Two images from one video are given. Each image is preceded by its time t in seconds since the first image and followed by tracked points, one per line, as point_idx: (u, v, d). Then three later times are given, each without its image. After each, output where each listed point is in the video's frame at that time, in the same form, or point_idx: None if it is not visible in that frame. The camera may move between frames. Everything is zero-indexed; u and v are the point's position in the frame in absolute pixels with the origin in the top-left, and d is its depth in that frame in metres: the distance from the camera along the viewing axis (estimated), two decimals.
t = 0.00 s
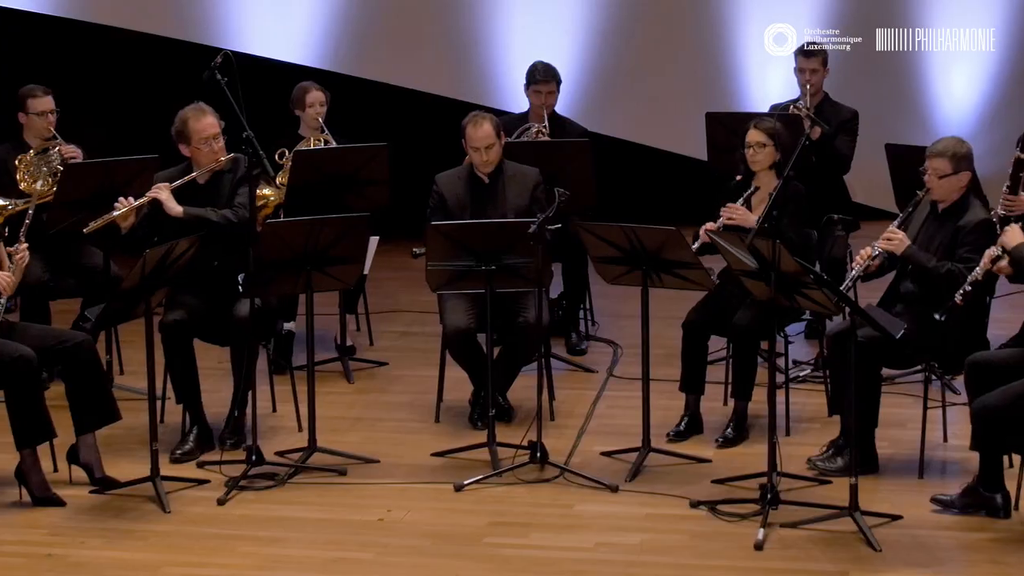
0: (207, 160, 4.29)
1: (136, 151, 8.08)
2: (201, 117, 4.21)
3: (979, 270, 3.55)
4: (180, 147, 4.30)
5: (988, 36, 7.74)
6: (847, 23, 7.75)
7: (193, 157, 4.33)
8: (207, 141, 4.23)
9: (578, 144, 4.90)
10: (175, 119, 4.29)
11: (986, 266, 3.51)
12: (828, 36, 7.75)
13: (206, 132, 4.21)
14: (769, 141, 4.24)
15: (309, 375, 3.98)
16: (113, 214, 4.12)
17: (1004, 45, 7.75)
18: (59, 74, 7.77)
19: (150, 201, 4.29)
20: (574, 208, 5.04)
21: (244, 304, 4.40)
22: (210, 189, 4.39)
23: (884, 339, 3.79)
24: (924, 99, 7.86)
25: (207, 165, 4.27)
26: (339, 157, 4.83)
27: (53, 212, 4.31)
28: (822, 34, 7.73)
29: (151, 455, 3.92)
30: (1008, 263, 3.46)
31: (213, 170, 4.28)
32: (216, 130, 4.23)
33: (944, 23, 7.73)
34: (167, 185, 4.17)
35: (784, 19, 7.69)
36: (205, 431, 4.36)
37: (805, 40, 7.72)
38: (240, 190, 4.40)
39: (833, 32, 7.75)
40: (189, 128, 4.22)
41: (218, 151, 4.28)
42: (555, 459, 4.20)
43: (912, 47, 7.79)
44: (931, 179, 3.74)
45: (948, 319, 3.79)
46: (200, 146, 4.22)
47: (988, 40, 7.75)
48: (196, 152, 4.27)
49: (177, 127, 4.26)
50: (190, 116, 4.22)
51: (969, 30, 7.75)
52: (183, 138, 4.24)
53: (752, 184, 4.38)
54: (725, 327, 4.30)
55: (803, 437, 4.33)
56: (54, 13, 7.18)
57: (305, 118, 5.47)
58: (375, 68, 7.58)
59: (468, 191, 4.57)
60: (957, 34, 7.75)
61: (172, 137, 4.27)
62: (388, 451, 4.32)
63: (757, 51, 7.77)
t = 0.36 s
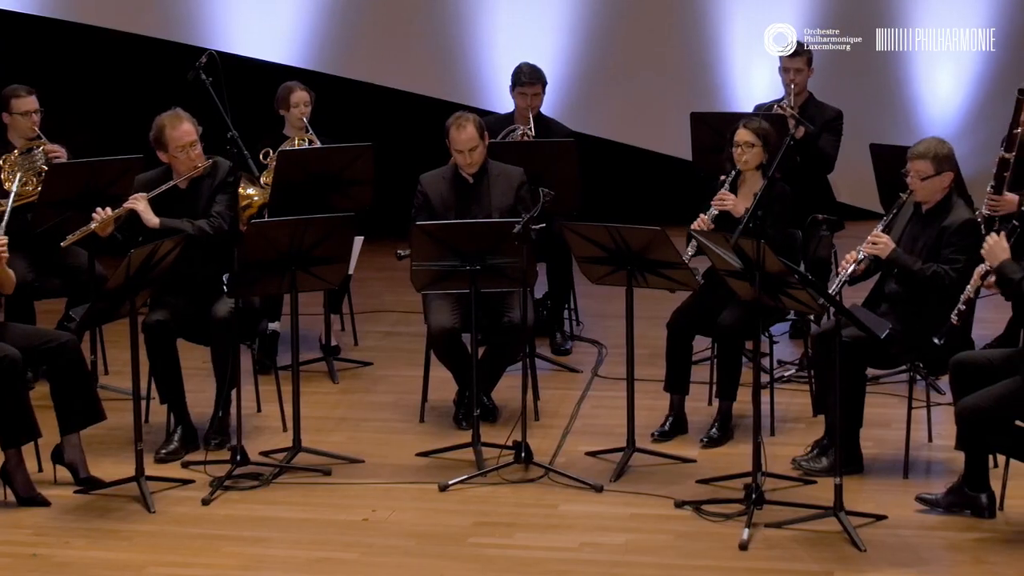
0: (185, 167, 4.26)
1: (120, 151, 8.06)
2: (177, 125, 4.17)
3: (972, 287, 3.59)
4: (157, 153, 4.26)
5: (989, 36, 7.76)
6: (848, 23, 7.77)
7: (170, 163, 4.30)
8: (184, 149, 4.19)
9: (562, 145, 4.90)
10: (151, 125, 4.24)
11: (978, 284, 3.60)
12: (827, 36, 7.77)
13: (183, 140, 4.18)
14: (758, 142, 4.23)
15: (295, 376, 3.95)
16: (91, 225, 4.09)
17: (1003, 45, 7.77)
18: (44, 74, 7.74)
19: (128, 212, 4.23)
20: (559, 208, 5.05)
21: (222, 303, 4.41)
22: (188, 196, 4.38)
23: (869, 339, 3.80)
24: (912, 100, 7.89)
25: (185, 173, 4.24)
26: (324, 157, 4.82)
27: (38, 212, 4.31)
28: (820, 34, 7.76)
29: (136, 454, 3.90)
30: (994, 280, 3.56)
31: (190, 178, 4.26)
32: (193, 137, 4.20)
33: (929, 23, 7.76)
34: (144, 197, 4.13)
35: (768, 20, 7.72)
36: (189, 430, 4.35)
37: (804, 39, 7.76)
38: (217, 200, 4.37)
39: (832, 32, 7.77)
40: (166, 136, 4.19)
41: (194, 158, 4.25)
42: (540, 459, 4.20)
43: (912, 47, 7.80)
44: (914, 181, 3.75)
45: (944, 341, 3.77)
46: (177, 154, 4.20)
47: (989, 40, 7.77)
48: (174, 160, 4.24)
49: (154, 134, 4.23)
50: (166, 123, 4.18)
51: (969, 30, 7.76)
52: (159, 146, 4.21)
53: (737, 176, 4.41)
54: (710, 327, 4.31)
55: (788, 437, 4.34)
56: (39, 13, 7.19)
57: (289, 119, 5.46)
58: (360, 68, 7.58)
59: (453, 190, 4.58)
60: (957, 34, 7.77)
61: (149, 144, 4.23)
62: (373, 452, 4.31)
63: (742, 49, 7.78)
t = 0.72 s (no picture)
0: (163, 170, 4.25)
1: (105, 150, 8.03)
2: (155, 128, 4.15)
3: (960, 301, 3.58)
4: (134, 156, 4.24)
5: (989, 36, 7.78)
6: (847, 23, 7.79)
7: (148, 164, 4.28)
8: (161, 152, 4.18)
9: (547, 144, 4.91)
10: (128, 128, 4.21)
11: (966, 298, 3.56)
12: (827, 36, 7.81)
13: (161, 143, 4.16)
14: (745, 144, 4.24)
15: (280, 375, 3.94)
16: (69, 229, 4.04)
17: (1004, 45, 7.79)
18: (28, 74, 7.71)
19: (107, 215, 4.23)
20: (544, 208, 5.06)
21: (210, 316, 4.40)
22: (169, 197, 4.38)
23: (853, 338, 3.82)
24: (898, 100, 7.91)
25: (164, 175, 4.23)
26: (310, 157, 4.81)
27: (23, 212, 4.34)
28: (820, 34, 7.80)
29: (121, 454, 3.89)
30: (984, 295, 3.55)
31: (169, 180, 4.25)
32: (171, 140, 4.18)
33: (913, 23, 7.77)
34: (122, 201, 4.11)
35: (752, 20, 7.75)
36: (174, 430, 4.34)
37: (804, 39, 7.81)
38: (196, 203, 4.35)
39: (832, 31, 7.80)
40: (143, 140, 4.17)
41: (172, 160, 4.24)
42: (525, 458, 4.21)
43: (913, 47, 7.82)
44: (896, 183, 3.76)
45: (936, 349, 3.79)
46: (154, 157, 4.18)
47: (989, 40, 7.79)
48: (152, 163, 4.23)
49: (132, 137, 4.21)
50: (143, 127, 4.16)
51: (966, 30, 7.78)
52: (137, 149, 4.18)
53: (722, 180, 4.41)
54: (694, 327, 4.32)
55: (772, 437, 4.36)
56: (24, 13, 7.18)
57: (273, 118, 5.45)
58: (344, 68, 7.57)
59: (437, 191, 4.57)
60: (958, 34, 7.79)
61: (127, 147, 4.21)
62: (359, 451, 4.31)
63: (727, 50, 7.81)
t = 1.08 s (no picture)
0: (156, 166, 4.25)
1: (89, 150, 8.00)
2: (149, 124, 4.17)
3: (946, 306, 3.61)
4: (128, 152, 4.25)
5: (988, 36, 7.78)
6: (848, 23, 7.77)
7: (142, 161, 4.28)
8: (155, 147, 4.18)
9: (532, 144, 4.92)
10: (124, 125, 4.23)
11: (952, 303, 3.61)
12: (828, 36, 7.81)
13: (155, 138, 4.17)
14: (732, 144, 4.25)
15: (264, 375, 3.94)
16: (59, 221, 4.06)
17: (1004, 45, 7.80)
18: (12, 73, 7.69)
19: (97, 209, 4.21)
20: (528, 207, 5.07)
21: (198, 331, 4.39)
22: (161, 193, 4.37)
23: (837, 339, 3.84)
24: (883, 100, 7.93)
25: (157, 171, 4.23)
26: (295, 157, 4.81)
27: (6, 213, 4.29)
28: (820, 33, 7.80)
29: (105, 454, 3.88)
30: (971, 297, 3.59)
31: (162, 176, 4.24)
32: (165, 136, 4.19)
33: (897, 23, 7.74)
34: (114, 194, 4.10)
35: (736, 20, 7.76)
36: (159, 430, 4.32)
37: (804, 39, 7.84)
38: (188, 199, 4.33)
39: (833, 32, 7.79)
40: (138, 135, 4.18)
41: (166, 157, 4.23)
42: (509, 459, 4.21)
43: (914, 48, 7.82)
44: (880, 182, 3.79)
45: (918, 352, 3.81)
46: (148, 152, 4.18)
47: (989, 40, 7.79)
48: (145, 158, 4.23)
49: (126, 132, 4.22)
50: (138, 122, 4.17)
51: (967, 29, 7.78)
52: (131, 144, 4.20)
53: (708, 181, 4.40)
54: (679, 327, 4.34)
55: (757, 437, 4.38)
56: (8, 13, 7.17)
57: (258, 118, 5.44)
58: (328, 68, 7.56)
59: (422, 190, 4.56)
60: (959, 35, 7.79)
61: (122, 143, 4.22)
62: (344, 451, 4.31)
63: (711, 50, 7.83)
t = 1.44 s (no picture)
0: (156, 172, 4.24)
1: (74, 149, 7.97)
2: (153, 130, 4.15)
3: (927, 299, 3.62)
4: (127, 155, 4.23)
5: (988, 36, 7.84)
6: (847, 23, 7.82)
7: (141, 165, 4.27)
8: (157, 155, 4.18)
9: (517, 144, 4.93)
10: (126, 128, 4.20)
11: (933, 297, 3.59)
12: (827, 36, 7.85)
13: (158, 146, 4.16)
14: (717, 145, 4.26)
15: (249, 375, 3.93)
16: (58, 224, 4.08)
17: (1005, 45, 7.84)
18: None
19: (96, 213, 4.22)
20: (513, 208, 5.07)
21: (181, 332, 4.34)
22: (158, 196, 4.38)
23: (822, 340, 3.85)
24: (867, 100, 7.97)
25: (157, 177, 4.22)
26: (280, 157, 4.80)
27: None
28: (820, 34, 7.84)
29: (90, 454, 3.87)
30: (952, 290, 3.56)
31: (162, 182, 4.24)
32: (167, 143, 4.18)
33: (893, 23, 7.81)
34: (113, 200, 4.09)
35: (720, 19, 7.81)
36: (144, 430, 4.31)
37: (804, 39, 7.87)
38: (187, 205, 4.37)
39: (832, 32, 7.84)
40: (140, 140, 4.16)
41: (166, 163, 4.23)
42: (494, 459, 4.22)
43: (913, 47, 7.88)
44: (863, 183, 3.80)
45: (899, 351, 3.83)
46: (149, 159, 4.17)
47: (989, 40, 7.84)
48: (145, 164, 4.22)
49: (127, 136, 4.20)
50: (141, 127, 4.15)
51: (967, 29, 7.83)
52: (132, 148, 4.17)
53: (693, 181, 4.42)
54: (663, 327, 4.35)
55: (741, 437, 4.39)
56: None
57: (243, 118, 5.43)
58: (313, 68, 7.55)
59: (407, 191, 4.56)
60: (958, 34, 7.85)
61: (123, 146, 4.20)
62: (328, 451, 4.31)
63: (695, 51, 7.86)
